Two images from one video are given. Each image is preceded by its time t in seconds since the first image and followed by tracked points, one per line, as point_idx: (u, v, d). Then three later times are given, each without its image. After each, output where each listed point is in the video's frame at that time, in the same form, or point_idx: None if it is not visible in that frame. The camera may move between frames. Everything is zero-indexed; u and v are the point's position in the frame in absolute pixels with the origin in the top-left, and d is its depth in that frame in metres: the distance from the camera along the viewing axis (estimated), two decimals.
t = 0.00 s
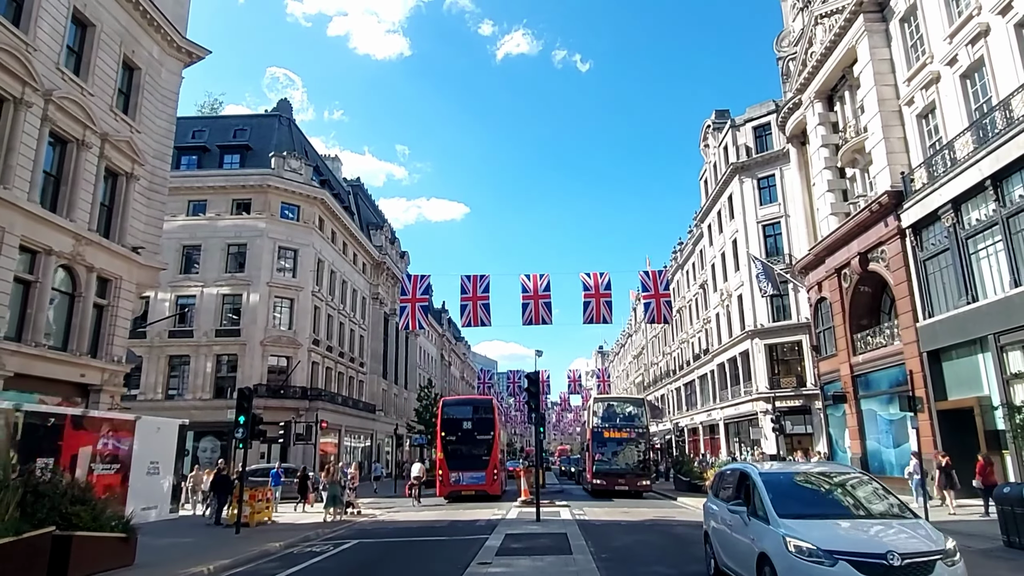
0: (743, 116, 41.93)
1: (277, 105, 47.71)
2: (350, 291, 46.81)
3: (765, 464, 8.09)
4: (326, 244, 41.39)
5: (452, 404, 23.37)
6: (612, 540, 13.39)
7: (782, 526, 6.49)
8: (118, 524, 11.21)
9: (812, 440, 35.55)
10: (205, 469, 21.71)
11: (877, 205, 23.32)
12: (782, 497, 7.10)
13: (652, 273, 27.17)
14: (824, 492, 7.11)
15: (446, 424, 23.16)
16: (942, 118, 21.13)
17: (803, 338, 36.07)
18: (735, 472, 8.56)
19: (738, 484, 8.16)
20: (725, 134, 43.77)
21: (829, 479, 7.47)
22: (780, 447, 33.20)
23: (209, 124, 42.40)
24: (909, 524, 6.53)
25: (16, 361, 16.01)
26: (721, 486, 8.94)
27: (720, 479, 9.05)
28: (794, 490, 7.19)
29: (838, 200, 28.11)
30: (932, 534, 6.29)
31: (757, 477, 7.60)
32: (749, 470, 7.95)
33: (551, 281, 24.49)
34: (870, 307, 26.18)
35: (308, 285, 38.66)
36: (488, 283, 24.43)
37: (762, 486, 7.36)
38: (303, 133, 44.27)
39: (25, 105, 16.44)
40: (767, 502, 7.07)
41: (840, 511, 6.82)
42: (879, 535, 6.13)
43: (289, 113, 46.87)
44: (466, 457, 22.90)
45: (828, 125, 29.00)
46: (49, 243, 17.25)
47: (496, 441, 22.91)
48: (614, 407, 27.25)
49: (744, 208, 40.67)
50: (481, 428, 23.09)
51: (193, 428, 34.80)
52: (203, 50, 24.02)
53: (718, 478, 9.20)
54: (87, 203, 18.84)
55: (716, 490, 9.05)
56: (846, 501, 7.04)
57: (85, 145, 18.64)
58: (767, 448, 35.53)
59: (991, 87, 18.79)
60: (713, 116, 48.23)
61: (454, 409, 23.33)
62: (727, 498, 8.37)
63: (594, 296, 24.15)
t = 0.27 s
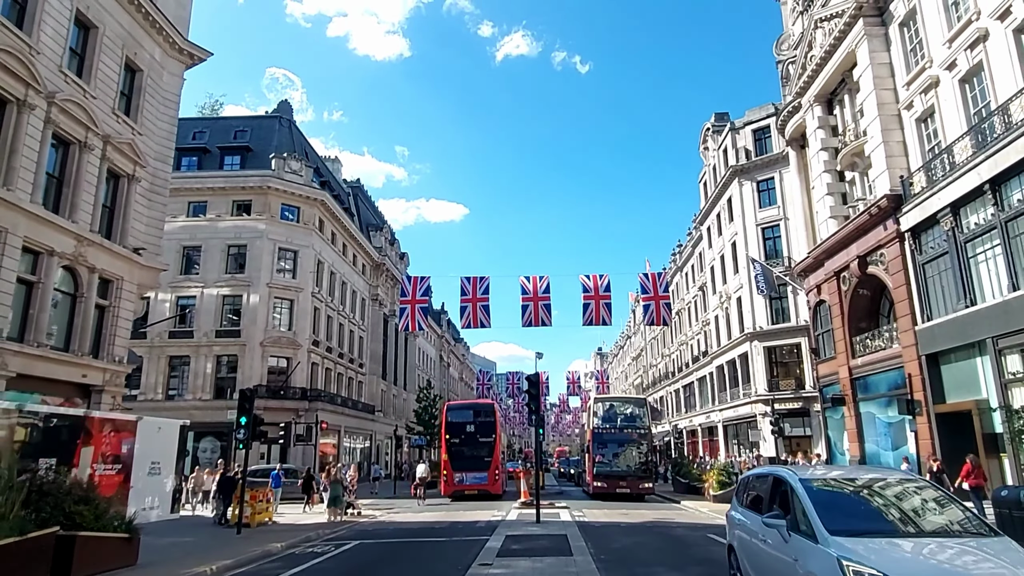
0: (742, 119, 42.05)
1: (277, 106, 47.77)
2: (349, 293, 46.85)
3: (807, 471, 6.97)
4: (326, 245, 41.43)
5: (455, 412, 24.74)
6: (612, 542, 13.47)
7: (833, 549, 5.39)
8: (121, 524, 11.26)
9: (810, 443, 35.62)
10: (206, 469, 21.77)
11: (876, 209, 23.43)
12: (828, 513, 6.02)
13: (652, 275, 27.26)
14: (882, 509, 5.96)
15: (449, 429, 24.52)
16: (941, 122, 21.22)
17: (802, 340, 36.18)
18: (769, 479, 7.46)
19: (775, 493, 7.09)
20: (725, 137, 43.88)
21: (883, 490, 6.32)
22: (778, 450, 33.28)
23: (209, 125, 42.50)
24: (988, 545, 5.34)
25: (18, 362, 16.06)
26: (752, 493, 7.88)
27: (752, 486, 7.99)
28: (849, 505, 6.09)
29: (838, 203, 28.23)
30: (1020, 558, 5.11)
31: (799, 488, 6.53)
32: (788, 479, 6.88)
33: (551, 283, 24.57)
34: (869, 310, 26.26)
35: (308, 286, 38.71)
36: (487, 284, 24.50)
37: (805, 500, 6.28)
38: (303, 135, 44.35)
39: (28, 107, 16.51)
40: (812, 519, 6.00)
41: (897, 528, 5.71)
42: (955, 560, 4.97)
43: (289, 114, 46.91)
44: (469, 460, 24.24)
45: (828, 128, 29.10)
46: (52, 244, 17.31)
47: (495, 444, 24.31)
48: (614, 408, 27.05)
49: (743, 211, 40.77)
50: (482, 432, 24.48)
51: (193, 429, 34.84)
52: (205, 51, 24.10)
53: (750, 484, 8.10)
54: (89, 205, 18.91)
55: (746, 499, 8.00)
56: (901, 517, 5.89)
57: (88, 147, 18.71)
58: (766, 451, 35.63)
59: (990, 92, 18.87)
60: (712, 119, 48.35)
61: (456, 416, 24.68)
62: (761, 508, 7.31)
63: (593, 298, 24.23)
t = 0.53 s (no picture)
0: (743, 120, 42.10)
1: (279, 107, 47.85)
2: (350, 293, 46.90)
3: (885, 477, 5.13)
4: (327, 246, 41.49)
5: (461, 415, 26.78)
6: (611, 543, 13.54)
7: None
8: (123, 525, 11.34)
9: (810, 443, 35.67)
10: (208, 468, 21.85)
11: (875, 210, 23.51)
12: (937, 540, 4.16)
13: (652, 276, 27.33)
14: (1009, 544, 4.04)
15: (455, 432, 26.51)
16: (940, 124, 21.28)
17: (802, 341, 36.25)
18: (826, 484, 5.66)
19: (840, 504, 5.26)
20: (725, 137, 43.94)
21: (995, 503, 4.51)
22: (778, 450, 33.34)
23: (211, 126, 42.61)
24: None
25: (21, 362, 16.15)
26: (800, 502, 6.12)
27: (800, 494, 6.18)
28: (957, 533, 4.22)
29: (837, 205, 28.30)
30: None
31: (880, 499, 4.71)
32: (862, 486, 5.04)
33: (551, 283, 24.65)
34: (868, 311, 26.31)
35: (309, 286, 38.79)
36: (488, 285, 24.59)
37: (899, 521, 4.41)
38: (304, 135, 44.45)
39: (30, 109, 16.60)
40: (909, 544, 4.20)
41: None
42: None
43: (290, 114, 47.00)
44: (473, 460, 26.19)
45: (828, 130, 29.18)
46: (55, 246, 17.41)
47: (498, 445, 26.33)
48: (617, 407, 26.49)
49: (744, 212, 40.85)
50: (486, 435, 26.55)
51: (194, 429, 34.92)
52: (207, 53, 24.19)
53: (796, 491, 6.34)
54: (91, 206, 18.99)
55: (793, 508, 6.23)
56: None
57: (89, 148, 18.80)
58: (766, 451, 35.71)
59: (988, 94, 18.93)
60: (713, 119, 48.42)
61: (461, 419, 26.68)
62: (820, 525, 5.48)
63: (593, 298, 24.31)
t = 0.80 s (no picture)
0: (742, 121, 42.18)
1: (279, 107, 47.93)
2: (350, 293, 46.98)
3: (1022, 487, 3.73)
4: (327, 246, 41.59)
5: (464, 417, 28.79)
6: (608, 543, 13.65)
7: None
8: (124, 524, 11.44)
9: (808, 444, 35.77)
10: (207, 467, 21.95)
11: (873, 212, 23.62)
12: None
13: (651, 276, 27.42)
14: None
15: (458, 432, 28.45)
16: (937, 126, 21.37)
17: (800, 342, 36.37)
18: (933, 499, 4.12)
19: (958, 530, 3.80)
20: (724, 138, 44.03)
21: None
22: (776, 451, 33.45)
23: (211, 126, 42.71)
24: None
25: (22, 362, 16.25)
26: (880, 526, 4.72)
27: (884, 518, 4.66)
28: None
29: (835, 206, 28.40)
30: None
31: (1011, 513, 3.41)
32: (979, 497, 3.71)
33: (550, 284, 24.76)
34: (865, 313, 26.41)
35: (309, 286, 38.88)
36: (487, 285, 24.69)
37: None
38: (304, 135, 44.55)
39: (31, 109, 16.68)
40: None
41: None
42: None
43: (290, 114, 47.08)
44: (475, 458, 28.08)
45: (826, 131, 29.29)
46: (56, 246, 17.51)
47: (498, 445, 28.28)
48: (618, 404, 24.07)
49: (742, 213, 40.92)
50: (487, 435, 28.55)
51: (194, 429, 35.00)
52: (207, 53, 24.29)
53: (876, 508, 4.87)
54: (91, 206, 19.08)
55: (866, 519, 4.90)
56: None
57: (90, 149, 18.88)
58: (764, 452, 35.83)
59: (985, 97, 19.01)
60: (712, 120, 48.52)
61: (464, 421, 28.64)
62: (928, 567, 3.97)
63: (592, 299, 24.40)
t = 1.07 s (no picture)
0: (739, 122, 42.31)
1: (278, 107, 48.01)
2: (348, 293, 47.07)
3: None
4: (325, 246, 41.68)
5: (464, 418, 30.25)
6: (603, 542, 13.77)
7: None
8: (122, 522, 11.51)
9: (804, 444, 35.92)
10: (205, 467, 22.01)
11: (868, 213, 23.76)
12: None
13: (649, 277, 27.55)
14: None
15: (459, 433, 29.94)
16: (932, 129, 21.50)
17: (797, 342, 36.50)
18: None
19: None
20: (722, 139, 44.17)
21: None
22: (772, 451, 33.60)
23: (209, 125, 42.77)
24: None
25: (20, 362, 16.31)
26: (1008, 547, 3.42)
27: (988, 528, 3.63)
28: None
29: (831, 207, 28.54)
30: None
31: None
32: None
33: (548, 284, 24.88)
34: (861, 313, 26.53)
35: (307, 287, 38.97)
36: (485, 285, 24.80)
37: None
38: (303, 135, 44.63)
39: (30, 110, 16.76)
40: None
41: None
42: None
43: (289, 114, 47.15)
44: (475, 457, 29.53)
45: (822, 133, 29.42)
46: (55, 246, 17.59)
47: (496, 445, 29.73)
48: (618, 402, 22.71)
49: (740, 214, 41.05)
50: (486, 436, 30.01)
51: (192, 428, 35.06)
52: (206, 54, 24.37)
53: (974, 520, 3.71)
54: (90, 207, 19.15)
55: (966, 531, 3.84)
56: None
57: (89, 149, 18.96)
58: (760, 452, 35.97)
59: (979, 100, 19.13)
60: (710, 121, 48.67)
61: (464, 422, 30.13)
62: None
63: (590, 299, 24.52)
